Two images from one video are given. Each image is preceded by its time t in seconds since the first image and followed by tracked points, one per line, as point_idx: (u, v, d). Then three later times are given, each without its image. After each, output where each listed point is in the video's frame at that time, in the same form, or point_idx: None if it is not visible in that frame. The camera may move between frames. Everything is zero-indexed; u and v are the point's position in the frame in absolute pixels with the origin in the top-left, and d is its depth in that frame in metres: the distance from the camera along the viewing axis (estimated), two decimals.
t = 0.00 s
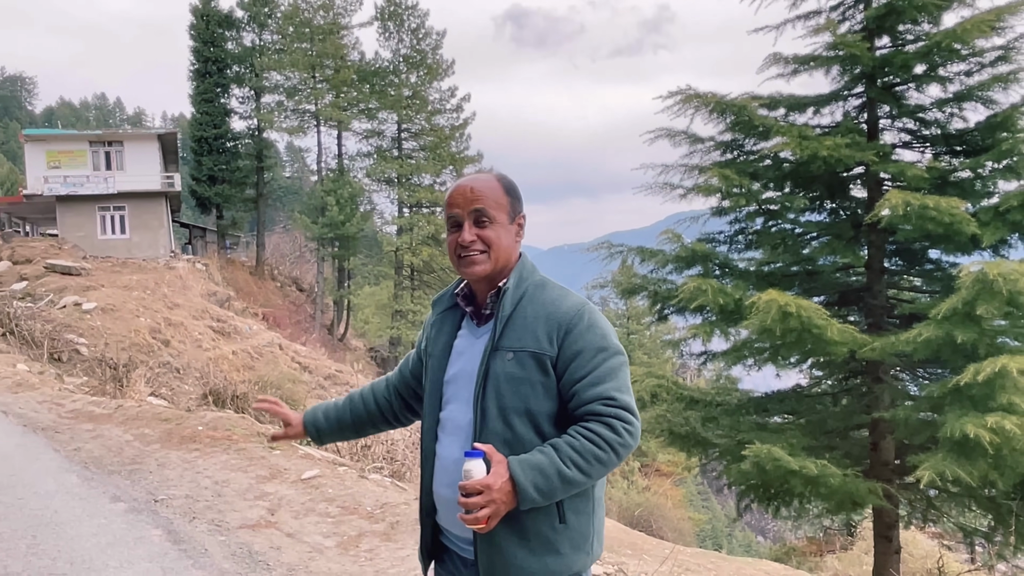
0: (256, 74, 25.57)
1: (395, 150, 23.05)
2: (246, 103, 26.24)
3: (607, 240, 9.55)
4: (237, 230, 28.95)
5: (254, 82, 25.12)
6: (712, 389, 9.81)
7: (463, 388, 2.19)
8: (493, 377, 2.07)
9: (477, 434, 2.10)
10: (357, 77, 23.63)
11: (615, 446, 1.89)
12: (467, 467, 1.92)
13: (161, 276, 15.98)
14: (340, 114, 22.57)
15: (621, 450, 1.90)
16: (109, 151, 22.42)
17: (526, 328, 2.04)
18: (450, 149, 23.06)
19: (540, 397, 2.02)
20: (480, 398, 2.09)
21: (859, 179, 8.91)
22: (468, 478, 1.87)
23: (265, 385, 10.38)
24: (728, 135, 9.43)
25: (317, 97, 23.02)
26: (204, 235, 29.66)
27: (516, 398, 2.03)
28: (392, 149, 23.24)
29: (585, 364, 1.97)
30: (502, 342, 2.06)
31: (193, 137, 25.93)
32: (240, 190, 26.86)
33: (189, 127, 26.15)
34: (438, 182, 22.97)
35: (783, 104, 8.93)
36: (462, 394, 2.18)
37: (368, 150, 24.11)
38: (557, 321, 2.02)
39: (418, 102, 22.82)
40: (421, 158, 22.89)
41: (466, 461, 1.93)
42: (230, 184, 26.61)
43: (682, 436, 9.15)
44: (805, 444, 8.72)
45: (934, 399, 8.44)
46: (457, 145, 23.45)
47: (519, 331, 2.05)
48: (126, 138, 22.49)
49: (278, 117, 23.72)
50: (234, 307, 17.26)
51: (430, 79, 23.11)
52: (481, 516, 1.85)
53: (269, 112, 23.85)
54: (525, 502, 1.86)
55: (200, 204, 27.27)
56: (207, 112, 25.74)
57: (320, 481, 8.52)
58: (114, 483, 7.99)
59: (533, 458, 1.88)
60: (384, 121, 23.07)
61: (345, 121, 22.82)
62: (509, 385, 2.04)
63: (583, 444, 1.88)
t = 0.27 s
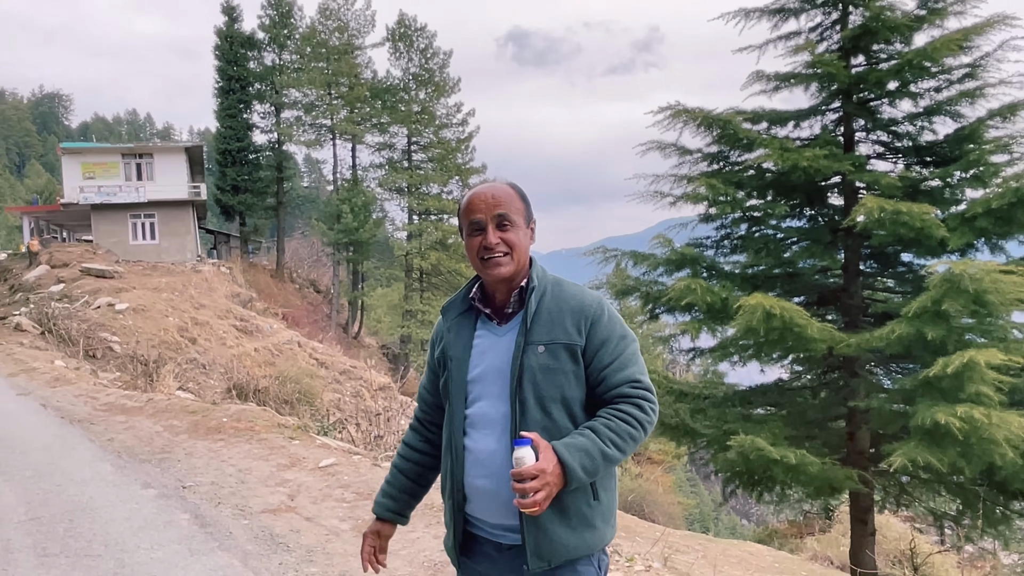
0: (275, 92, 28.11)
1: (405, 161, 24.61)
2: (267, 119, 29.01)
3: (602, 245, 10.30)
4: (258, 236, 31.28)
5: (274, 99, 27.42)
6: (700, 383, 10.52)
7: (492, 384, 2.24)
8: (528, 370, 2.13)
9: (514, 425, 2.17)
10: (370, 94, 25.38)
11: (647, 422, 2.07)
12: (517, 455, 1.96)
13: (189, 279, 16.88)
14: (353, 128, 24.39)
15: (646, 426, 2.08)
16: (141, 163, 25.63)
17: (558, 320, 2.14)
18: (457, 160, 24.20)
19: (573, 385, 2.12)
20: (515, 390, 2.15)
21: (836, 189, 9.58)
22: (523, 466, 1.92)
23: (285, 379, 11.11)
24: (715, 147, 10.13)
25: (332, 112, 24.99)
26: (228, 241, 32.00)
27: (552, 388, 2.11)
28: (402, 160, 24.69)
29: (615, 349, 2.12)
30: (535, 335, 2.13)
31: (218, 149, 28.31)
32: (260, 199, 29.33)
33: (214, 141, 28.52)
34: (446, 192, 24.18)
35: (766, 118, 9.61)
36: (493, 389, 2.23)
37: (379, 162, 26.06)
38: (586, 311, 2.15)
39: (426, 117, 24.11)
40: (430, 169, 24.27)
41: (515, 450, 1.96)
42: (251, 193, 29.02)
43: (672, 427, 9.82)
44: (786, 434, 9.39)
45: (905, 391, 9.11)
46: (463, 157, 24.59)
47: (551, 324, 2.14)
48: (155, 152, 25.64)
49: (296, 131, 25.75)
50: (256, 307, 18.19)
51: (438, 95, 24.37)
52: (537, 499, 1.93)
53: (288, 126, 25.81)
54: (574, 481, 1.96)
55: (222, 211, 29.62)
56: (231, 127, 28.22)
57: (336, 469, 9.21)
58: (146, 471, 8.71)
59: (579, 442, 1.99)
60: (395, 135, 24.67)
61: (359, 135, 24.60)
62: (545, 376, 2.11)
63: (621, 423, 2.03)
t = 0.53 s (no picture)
0: (301, 110, 30.48)
1: (417, 174, 25.73)
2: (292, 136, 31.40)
3: (596, 249, 11.35)
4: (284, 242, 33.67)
5: (300, 117, 29.75)
6: (685, 373, 11.55)
7: (515, 378, 2.88)
8: (548, 366, 2.77)
9: (536, 411, 2.80)
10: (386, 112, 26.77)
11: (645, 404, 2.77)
12: (546, 440, 2.55)
13: (222, 281, 17.92)
14: (371, 143, 25.79)
15: (651, 408, 2.79)
16: (179, 176, 28.88)
17: (570, 324, 2.81)
18: (465, 172, 25.37)
19: (585, 376, 2.79)
20: (538, 383, 2.78)
21: (807, 199, 10.60)
22: (554, 445, 2.52)
23: (309, 372, 12.14)
24: (698, 160, 11.13)
25: (351, 130, 26.38)
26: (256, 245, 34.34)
27: (567, 379, 2.77)
28: (416, 173, 25.79)
29: (616, 346, 2.82)
30: (552, 337, 2.78)
31: (247, 163, 30.74)
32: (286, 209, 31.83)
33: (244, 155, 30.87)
34: (456, 203, 25.41)
35: (743, 134, 10.63)
36: (516, 383, 2.86)
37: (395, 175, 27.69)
38: (592, 316, 2.83)
39: (436, 133, 25.22)
40: (439, 181, 25.32)
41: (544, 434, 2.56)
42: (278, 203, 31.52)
43: (659, 415, 10.84)
44: (762, 420, 10.40)
45: (869, 381, 10.09)
46: (471, 170, 25.77)
47: (565, 327, 2.81)
48: (191, 166, 28.84)
49: (319, 147, 27.49)
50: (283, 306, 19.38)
51: (447, 113, 25.44)
52: (566, 474, 2.53)
53: (311, 143, 27.59)
54: (594, 458, 2.59)
55: (252, 219, 32.08)
56: (259, 143, 30.50)
57: (355, 452, 10.24)
58: (184, 455, 9.75)
59: (594, 424, 2.63)
60: (408, 150, 25.87)
61: (375, 150, 26.01)
62: (562, 369, 2.77)
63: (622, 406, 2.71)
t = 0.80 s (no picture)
0: (313, 119, 31.40)
1: (424, 179, 26.09)
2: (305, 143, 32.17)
3: (596, 250, 11.78)
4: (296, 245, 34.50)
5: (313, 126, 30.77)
6: (682, 370, 11.97)
7: (530, 370, 2.61)
8: (563, 361, 2.53)
9: (554, 406, 2.55)
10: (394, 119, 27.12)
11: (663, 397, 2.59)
12: (565, 434, 2.37)
13: (237, 281, 18.47)
14: (379, 149, 26.31)
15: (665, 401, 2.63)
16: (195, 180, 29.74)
17: (585, 316, 2.57)
18: (470, 177, 25.92)
19: (600, 371, 2.56)
20: (554, 378, 2.53)
21: (800, 202, 10.99)
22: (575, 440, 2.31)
23: (321, 368, 12.57)
24: (694, 165, 11.55)
25: (361, 137, 26.78)
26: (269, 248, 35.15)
27: (584, 373, 2.53)
28: (423, 177, 26.29)
29: (632, 338, 2.62)
30: (567, 329, 2.55)
31: (262, 169, 31.58)
32: (299, 213, 32.67)
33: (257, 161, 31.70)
34: (461, 206, 25.96)
35: (738, 140, 11.04)
36: (532, 376, 2.60)
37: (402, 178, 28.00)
38: (606, 307, 2.62)
39: (443, 140, 25.80)
40: (445, 185, 25.88)
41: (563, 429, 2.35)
42: (291, 208, 32.36)
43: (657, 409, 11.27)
44: (756, 415, 10.81)
45: (859, 377, 10.49)
46: (475, 174, 26.36)
47: (579, 319, 2.57)
48: (207, 171, 29.75)
49: (329, 153, 27.61)
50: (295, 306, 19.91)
51: (453, 121, 26.11)
52: (588, 468, 2.36)
53: (322, 149, 27.82)
54: (613, 449, 2.41)
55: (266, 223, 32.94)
56: (273, 150, 31.40)
57: (365, 446, 10.70)
58: (202, 448, 10.23)
59: (615, 420, 2.44)
60: (416, 156, 26.49)
61: (384, 156, 26.52)
62: (578, 364, 2.53)
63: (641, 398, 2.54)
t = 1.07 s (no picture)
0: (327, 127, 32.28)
1: (432, 185, 27.10)
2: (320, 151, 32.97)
3: (595, 252, 12.35)
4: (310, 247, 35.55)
5: (327, 135, 31.79)
6: (678, 365, 12.55)
7: (542, 373, 3.07)
8: (572, 363, 2.99)
9: (566, 402, 3.00)
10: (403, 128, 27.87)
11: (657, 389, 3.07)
12: (581, 431, 2.76)
13: (255, 281, 19.23)
14: (389, 156, 27.05)
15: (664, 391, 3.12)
16: (217, 186, 31.14)
17: (588, 322, 3.05)
18: (476, 182, 26.64)
19: (604, 369, 3.04)
20: (564, 379, 2.99)
21: (789, 205, 11.59)
22: (588, 435, 2.74)
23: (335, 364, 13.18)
24: (688, 170, 12.13)
25: (372, 144, 27.46)
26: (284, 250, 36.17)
27: (591, 372, 2.99)
28: (432, 183, 27.08)
29: (627, 338, 3.11)
30: (574, 334, 3.02)
31: (278, 176, 32.57)
32: (314, 218, 33.65)
33: (274, 169, 32.65)
34: (468, 210, 26.65)
35: (730, 146, 11.63)
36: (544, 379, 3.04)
37: (412, 184, 28.73)
38: (604, 313, 3.10)
39: (450, 147, 26.57)
40: (452, 190, 26.62)
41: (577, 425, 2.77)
42: (306, 212, 33.34)
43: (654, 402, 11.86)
44: (747, 408, 11.40)
45: (846, 371, 11.06)
46: (481, 180, 27.10)
47: (583, 324, 3.04)
48: (228, 177, 31.16)
49: (342, 161, 28.56)
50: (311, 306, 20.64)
51: (459, 129, 26.81)
52: (602, 461, 2.76)
53: (336, 156, 28.68)
54: (624, 440, 2.86)
55: (282, 226, 34.01)
56: (289, 158, 32.35)
57: (377, 438, 11.33)
58: (223, 440, 10.89)
59: (620, 411, 2.90)
60: (424, 163, 27.24)
61: (393, 163, 27.24)
62: (584, 364, 2.99)
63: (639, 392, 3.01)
